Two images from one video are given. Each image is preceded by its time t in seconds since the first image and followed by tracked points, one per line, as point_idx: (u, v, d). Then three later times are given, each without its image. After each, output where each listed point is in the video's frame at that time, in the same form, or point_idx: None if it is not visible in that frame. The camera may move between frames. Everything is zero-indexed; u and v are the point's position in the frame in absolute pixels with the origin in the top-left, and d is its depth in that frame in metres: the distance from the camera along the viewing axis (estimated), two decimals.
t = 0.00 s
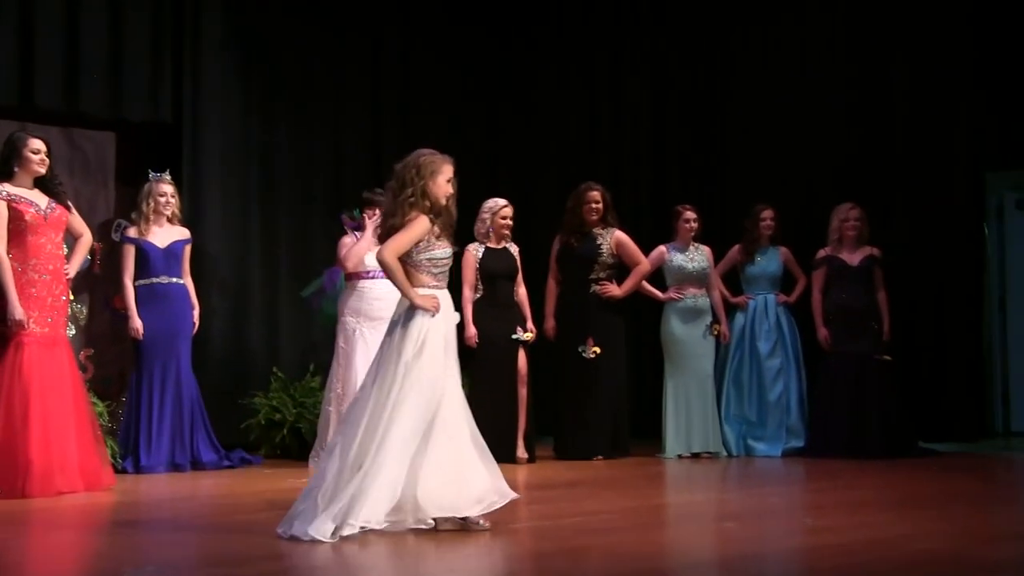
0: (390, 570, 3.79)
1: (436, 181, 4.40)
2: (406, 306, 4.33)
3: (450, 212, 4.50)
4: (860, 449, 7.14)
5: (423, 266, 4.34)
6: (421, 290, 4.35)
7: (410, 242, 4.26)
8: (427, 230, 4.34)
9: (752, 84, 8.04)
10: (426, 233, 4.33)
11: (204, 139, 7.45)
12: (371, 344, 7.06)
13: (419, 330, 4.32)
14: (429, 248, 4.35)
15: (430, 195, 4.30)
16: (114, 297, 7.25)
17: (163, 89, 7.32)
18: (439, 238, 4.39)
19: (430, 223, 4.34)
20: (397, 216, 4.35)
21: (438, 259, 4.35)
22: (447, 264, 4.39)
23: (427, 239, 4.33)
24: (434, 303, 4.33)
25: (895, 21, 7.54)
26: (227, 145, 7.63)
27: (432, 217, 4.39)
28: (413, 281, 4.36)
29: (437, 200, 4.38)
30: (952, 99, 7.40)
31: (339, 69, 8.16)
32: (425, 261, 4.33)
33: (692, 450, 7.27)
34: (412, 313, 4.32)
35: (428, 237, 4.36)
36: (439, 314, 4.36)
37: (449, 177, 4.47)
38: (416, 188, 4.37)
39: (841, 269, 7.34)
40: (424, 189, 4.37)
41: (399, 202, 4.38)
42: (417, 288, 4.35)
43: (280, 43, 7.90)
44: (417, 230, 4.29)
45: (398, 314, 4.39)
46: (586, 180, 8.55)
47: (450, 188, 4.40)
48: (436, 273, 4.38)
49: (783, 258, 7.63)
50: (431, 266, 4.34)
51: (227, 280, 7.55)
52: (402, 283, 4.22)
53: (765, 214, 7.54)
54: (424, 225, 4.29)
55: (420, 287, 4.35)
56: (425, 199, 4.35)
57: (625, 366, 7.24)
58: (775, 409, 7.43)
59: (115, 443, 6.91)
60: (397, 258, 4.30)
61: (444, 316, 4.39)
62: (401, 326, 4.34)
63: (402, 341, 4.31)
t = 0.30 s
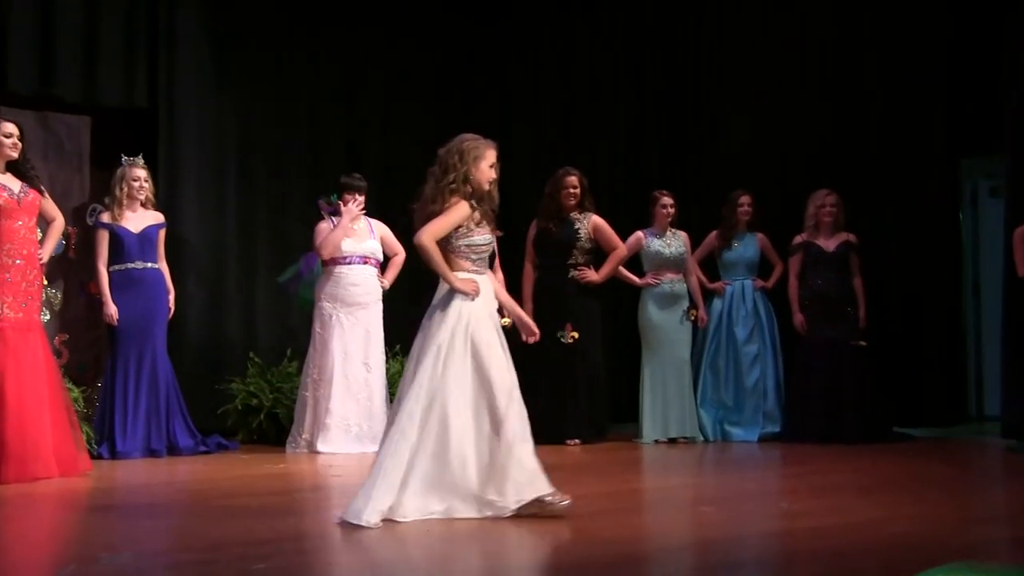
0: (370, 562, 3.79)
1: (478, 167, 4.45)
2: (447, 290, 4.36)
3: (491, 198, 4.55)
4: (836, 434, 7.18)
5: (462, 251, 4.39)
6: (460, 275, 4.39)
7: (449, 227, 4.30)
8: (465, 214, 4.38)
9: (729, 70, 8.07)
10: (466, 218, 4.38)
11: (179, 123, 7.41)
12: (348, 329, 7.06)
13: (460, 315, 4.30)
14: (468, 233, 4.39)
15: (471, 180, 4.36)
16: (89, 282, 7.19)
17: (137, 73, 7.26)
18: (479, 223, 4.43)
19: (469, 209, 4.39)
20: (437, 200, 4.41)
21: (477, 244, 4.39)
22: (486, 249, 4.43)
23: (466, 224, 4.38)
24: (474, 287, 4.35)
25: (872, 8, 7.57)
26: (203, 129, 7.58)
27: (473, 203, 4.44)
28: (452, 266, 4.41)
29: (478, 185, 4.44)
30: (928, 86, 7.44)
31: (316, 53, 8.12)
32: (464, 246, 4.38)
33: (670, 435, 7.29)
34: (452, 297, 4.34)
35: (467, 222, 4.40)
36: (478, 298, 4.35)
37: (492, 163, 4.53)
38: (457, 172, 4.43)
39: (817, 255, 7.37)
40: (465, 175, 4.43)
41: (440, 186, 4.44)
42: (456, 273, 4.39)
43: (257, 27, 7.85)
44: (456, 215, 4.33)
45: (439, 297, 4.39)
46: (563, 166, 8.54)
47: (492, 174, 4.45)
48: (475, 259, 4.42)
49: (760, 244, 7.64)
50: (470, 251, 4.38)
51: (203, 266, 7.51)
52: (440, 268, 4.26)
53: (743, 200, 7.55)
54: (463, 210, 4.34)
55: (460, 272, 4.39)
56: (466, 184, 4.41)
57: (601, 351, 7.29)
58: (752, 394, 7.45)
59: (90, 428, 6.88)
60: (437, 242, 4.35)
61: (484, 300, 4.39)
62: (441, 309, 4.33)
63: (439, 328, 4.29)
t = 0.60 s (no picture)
0: (345, 563, 3.79)
1: (520, 157, 4.44)
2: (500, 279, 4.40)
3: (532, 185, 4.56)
4: (811, 426, 7.22)
5: (512, 241, 4.42)
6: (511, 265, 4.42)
7: (500, 220, 4.31)
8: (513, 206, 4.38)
9: (707, 63, 8.08)
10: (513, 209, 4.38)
11: (155, 114, 7.37)
12: (324, 322, 7.05)
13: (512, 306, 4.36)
14: (516, 224, 4.42)
15: (518, 172, 4.35)
16: (63, 275, 7.14)
17: (112, 65, 7.22)
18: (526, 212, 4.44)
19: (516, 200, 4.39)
20: (482, 192, 4.40)
21: (527, 234, 4.42)
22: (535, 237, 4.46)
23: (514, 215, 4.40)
24: (528, 275, 4.39)
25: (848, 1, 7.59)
26: (179, 121, 7.54)
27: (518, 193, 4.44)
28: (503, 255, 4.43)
29: (521, 175, 4.43)
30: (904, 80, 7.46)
31: (293, 45, 8.09)
32: (515, 237, 4.41)
33: (646, 427, 7.31)
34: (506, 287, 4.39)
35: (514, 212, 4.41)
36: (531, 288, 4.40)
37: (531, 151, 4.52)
38: (500, 164, 4.41)
39: (793, 248, 7.38)
40: (507, 166, 4.41)
41: (483, 178, 4.42)
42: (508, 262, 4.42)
43: (233, 19, 7.81)
44: (505, 207, 4.34)
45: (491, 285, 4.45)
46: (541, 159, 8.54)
47: (534, 163, 4.45)
48: (525, 247, 4.45)
49: (738, 236, 7.67)
50: (520, 241, 4.42)
51: (179, 258, 7.48)
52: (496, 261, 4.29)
53: (720, 192, 7.55)
54: (512, 202, 4.34)
55: (512, 261, 4.41)
56: (511, 175, 4.39)
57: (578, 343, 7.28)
58: (729, 386, 7.48)
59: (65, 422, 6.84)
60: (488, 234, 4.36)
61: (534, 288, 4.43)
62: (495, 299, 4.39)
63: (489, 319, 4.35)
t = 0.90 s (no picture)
0: (283, 569, 3.77)
1: (511, 157, 4.51)
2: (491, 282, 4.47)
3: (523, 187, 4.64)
4: (752, 426, 7.28)
5: (503, 242, 4.48)
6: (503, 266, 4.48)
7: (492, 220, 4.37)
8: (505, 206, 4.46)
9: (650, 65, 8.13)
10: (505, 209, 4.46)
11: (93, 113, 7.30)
12: (266, 322, 7.00)
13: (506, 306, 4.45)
14: (508, 224, 4.48)
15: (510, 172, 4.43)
16: None
17: (51, 61, 7.12)
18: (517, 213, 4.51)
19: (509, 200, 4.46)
20: (474, 193, 4.47)
21: (518, 234, 4.48)
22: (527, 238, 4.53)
23: (506, 215, 4.47)
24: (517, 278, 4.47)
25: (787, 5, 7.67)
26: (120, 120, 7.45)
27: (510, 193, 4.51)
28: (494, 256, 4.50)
29: (513, 175, 4.50)
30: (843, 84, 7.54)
31: (235, 43, 8.03)
32: (505, 237, 4.47)
33: (589, 428, 7.34)
34: (496, 290, 4.47)
35: (506, 212, 4.48)
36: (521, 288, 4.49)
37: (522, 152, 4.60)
38: (492, 164, 4.49)
39: (735, 249, 7.43)
40: (498, 166, 4.49)
41: (473, 179, 4.50)
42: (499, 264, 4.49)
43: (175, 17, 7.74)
44: (496, 207, 4.42)
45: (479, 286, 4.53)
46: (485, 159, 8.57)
47: (526, 163, 4.53)
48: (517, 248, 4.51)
49: (681, 237, 7.71)
50: (512, 241, 4.48)
51: (118, 258, 7.41)
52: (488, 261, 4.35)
53: (664, 194, 7.58)
54: (504, 202, 4.42)
55: (502, 262, 4.48)
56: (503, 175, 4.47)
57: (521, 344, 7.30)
58: (672, 387, 7.53)
59: None
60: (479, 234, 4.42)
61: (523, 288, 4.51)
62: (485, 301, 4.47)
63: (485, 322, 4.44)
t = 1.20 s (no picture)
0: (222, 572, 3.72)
1: (486, 158, 4.51)
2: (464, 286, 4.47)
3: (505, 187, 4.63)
4: (696, 425, 7.33)
5: (475, 243, 4.49)
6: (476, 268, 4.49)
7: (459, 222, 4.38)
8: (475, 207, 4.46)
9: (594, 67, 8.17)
10: (476, 211, 4.46)
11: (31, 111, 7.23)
12: (209, 322, 6.95)
13: (486, 309, 4.47)
14: (479, 225, 4.48)
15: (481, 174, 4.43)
16: None
17: None
18: (490, 214, 4.51)
19: (479, 201, 4.46)
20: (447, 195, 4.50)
21: (490, 235, 4.48)
22: (501, 239, 4.52)
23: (476, 217, 4.47)
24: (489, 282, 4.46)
25: (729, 8, 7.74)
26: (59, 118, 7.37)
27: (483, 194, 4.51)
28: (468, 259, 4.50)
29: (487, 176, 4.50)
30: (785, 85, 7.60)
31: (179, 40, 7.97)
32: (476, 238, 4.48)
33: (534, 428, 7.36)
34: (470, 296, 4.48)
35: (478, 214, 4.48)
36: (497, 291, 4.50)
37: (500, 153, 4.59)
38: (465, 166, 4.50)
39: (679, 248, 7.48)
40: (472, 167, 4.49)
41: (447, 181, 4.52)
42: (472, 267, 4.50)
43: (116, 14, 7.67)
44: (465, 209, 4.43)
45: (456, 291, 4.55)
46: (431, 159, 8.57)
47: (501, 165, 4.51)
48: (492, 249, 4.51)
49: (625, 238, 7.74)
50: (483, 242, 4.48)
51: (57, 258, 7.32)
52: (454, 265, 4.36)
53: (608, 195, 7.61)
54: (473, 203, 4.42)
55: (475, 265, 4.49)
56: (476, 176, 4.47)
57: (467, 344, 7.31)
58: (616, 386, 7.56)
59: None
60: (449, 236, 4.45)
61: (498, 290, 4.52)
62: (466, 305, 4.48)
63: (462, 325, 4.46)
